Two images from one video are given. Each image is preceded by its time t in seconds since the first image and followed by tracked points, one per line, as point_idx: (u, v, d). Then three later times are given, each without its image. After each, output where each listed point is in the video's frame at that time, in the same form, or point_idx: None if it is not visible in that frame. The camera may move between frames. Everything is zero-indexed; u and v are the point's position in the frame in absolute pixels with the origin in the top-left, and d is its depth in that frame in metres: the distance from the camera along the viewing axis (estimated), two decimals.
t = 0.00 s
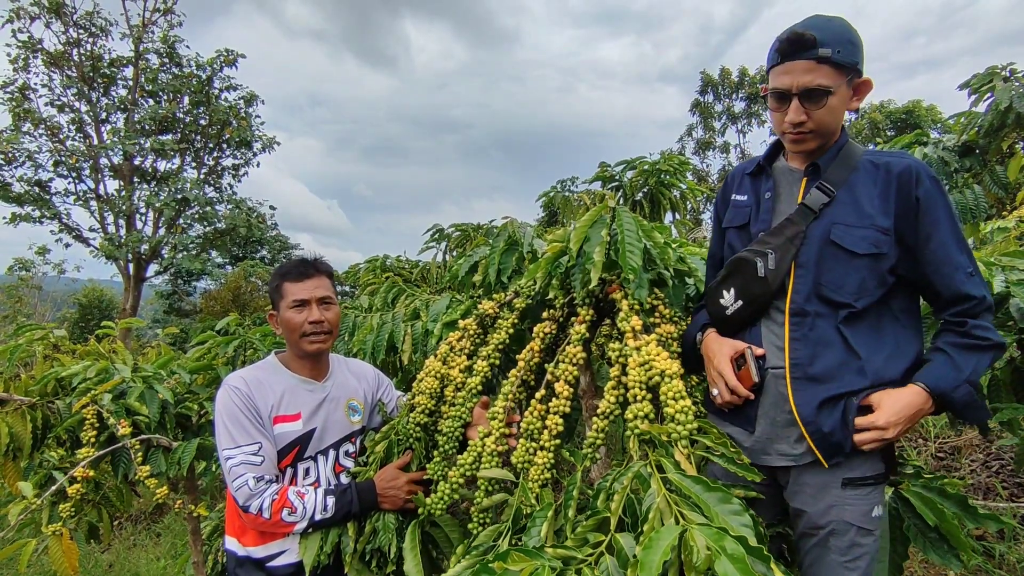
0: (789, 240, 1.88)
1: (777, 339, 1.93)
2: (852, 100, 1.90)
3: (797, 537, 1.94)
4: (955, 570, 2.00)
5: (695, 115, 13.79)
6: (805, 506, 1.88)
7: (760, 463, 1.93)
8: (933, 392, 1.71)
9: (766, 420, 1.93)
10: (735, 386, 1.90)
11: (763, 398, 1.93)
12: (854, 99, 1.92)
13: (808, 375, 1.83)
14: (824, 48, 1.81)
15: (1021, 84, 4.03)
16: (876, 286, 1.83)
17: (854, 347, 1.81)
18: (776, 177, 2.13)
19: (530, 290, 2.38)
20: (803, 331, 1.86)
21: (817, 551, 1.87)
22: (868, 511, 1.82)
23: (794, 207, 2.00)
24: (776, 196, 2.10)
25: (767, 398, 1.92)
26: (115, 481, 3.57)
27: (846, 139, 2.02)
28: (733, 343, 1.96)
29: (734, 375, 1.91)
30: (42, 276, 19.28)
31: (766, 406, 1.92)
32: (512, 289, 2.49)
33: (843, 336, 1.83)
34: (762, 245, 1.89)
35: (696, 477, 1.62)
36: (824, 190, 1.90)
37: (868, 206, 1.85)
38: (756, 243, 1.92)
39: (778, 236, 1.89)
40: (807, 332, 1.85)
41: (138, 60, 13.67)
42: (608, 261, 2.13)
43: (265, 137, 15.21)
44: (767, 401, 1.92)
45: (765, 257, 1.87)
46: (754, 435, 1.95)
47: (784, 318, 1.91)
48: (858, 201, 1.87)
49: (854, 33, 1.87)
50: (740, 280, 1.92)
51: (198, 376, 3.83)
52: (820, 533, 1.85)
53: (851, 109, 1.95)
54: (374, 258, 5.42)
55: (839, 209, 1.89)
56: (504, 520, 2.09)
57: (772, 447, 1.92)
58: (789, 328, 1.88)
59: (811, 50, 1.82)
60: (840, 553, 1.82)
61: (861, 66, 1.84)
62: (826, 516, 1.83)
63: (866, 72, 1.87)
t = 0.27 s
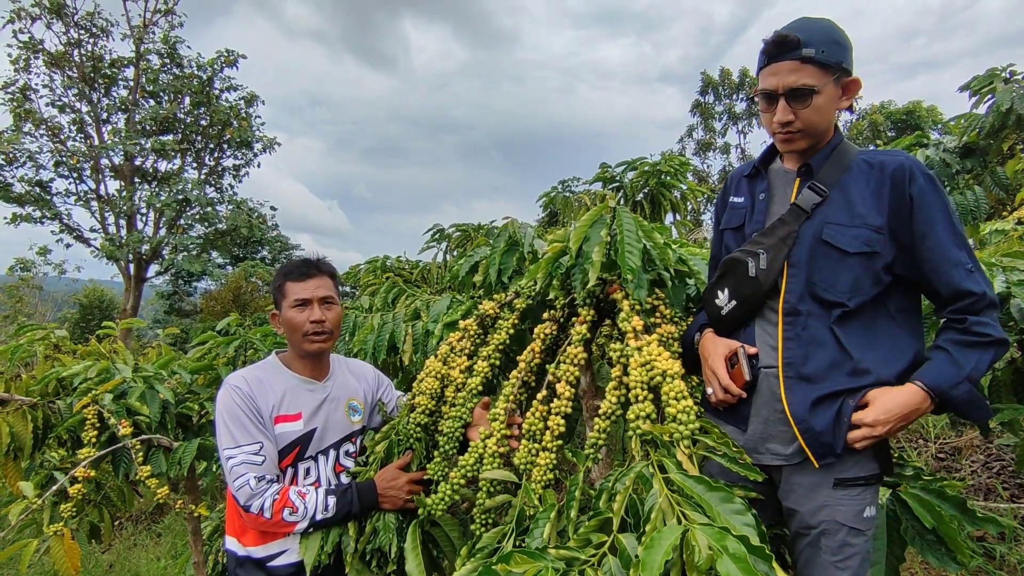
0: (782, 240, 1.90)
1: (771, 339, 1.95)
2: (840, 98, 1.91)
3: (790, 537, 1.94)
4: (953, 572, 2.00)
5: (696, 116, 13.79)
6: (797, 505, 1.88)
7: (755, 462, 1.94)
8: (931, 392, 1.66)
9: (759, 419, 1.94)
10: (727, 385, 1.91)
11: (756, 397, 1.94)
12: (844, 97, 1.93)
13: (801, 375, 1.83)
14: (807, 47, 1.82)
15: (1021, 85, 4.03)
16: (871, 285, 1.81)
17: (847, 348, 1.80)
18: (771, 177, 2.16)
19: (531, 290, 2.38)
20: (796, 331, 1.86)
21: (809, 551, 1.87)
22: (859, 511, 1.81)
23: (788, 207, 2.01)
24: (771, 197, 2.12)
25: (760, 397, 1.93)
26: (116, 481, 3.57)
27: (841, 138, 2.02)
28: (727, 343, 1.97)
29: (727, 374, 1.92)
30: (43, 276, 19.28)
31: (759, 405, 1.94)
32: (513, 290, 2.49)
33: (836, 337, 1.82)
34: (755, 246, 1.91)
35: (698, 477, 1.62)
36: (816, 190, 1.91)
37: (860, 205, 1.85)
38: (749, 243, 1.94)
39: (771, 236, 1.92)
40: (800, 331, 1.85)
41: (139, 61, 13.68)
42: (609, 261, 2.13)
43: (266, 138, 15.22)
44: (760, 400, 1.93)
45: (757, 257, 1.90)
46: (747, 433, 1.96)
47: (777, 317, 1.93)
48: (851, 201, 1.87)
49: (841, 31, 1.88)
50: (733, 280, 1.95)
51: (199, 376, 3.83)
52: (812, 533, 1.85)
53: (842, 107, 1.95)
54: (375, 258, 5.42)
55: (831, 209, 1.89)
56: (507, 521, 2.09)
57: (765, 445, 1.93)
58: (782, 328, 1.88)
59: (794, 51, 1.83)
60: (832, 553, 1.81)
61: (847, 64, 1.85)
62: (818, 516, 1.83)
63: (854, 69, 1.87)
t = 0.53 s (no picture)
0: (778, 240, 1.90)
1: (768, 339, 1.94)
2: (828, 96, 1.92)
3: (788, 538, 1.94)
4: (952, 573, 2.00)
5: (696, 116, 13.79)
6: (795, 506, 1.87)
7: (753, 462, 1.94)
8: (898, 386, 1.69)
9: (756, 419, 1.94)
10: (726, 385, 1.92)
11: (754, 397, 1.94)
12: (833, 96, 1.93)
13: (797, 375, 1.84)
14: (788, 49, 1.86)
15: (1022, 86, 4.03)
16: (869, 282, 1.81)
17: (843, 347, 1.80)
18: (768, 178, 2.16)
19: (530, 291, 2.38)
20: (795, 330, 1.86)
21: (807, 552, 1.86)
22: (857, 513, 1.82)
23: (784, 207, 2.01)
24: (768, 197, 2.13)
25: (757, 397, 1.93)
26: (116, 482, 3.57)
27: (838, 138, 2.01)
28: (726, 343, 1.97)
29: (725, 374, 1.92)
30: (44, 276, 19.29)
31: (756, 406, 1.93)
32: (512, 290, 2.49)
33: (832, 336, 1.82)
34: (751, 245, 1.91)
35: (695, 479, 1.62)
36: (811, 189, 1.91)
37: (855, 202, 1.85)
38: (745, 243, 1.94)
39: (767, 236, 1.92)
40: (798, 330, 1.86)
41: (140, 62, 13.69)
42: (608, 262, 2.13)
43: (266, 138, 15.23)
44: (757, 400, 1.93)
45: (753, 257, 1.90)
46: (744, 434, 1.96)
47: (774, 317, 1.93)
48: (846, 198, 1.87)
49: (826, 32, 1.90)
50: (731, 281, 1.95)
51: (199, 377, 3.83)
52: (810, 534, 1.85)
53: (833, 106, 1.96)
54: (375, 259, 5.42)
55: (827, 207, 1.89)
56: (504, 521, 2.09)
57: (762, 445, 1.93)
58: (780, 327, 1.89)
59: (775, 53, 1.88)
60: (830, 554, 1.81)
61: (832, 62, 1.87)
62: (816, 517, 1.83)
63: (841, 68, 1.89)
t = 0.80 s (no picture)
0: (777, 238, 1.90)
1: (768, 338, 1.94)
2: (821, 95, 1.92)
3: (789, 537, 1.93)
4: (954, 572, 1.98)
5: (697, 117, 13.79)
6: (795, 507, 1.87)
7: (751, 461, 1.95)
8: (872, 402, 1.70)
9: (755, 419, 1.93)
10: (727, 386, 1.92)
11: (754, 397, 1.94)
12: (827, 95, 1.93)
13: (791, 372, 1.84)
14: (778, 50, 1.87)
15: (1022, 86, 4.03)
16: (867, 277, 1.79)
17: (838, 349, 1.80)
18: (769, 179, 2.16)
19: (530, 291, 2.37)
20: (791, 329, 1.86)
21: (808, 552, 1.87)
22: (857, 513, 1.81)
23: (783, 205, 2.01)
24: (768, 197, 2.13)
25: (757, 397, 1.92)
26: (116, 482, 3.57)
27: (837, 137, 2.00)
28: (728, 343, 1.97)
29: (726, 376, 1.92)
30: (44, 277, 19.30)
31: (756, 405, 1.93)
32: (512, 290, 2.49)
33: (830, 334, 1.82)
34: (750, 244, 1.91)
35: (693, 478, 1.62)
36: (810, 188, 1.91)
37: (852, 199, 1.84)
38: (744, 242, 1.94)
39: (765, 235, 1.92)
40: (794, 329, 1.86)
41: (140, 62, 13.70)
42: (608, 261, 2.13)
43: (267, 139, 15.24)
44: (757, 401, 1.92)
45: (752, 256, 1.90)
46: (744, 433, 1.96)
47: (774, 317, 1.93)
48: (843, 196, 1.86)
49: (820, 32, 1.90)
50: (731, 280, 1.95)
51: (198, 377, 3.83)
52: (811, 534, 1.84)
53: (828, 105, 1.95)
54: (375, 259, 5.42)
55: (824, 206, 1.89)
56: (502, 520, 2.08)
57: (761, 445, 1.93)
58: (777, 325, 1.89)
59: (764, 55, 1.90)
60: (830, 555, 1.81)
61: (824, 61, 1.87)
62: (816, 518, 1.82)
63: (834, 67, 1.88)
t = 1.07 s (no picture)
0: (779, 238, 1.91)
1: (770, 339, 1.94)
2: (822, 96, 1.91)
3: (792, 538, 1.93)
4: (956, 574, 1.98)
5: (698, 117, 13.78)
6: (799, 508, 1.86)
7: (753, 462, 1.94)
8: (867, 408, 1.71)
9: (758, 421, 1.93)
10: (733, 388, 1.91)
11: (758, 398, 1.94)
12: (828, 95, 1.93)
13: (791, 372, 1.85)
14: (778, 51, 1.88)
15: None
16: (870, 277, 1.79)
17: (839, 350, 1.80)
18: (772, 179, 2.16)
19: (531, 292, 2.37)
20: (793, 329, 1.86)
21: (811, 553, 1.86)
22: (861, 514, 1.81)
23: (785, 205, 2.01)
24: (771, 198, 2.13)
25: (760, 398, 1.92)
26: (117, 483, 3.57)
27: (840, 137, 2.00)
28: (731, 343, 1.97)
29: (731, 376, 1.92)
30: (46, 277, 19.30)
31: (759, 407, 1.92)
32: (513, 291, 2.49)
33: (832, 333, 1.82)
34: (753, 244, 1.92)
35: (695, 478, 1.62)
36: (812, 189, 1.91)
37: (855, 199, 1.84)
38: (748, 243, 1.96)
39: (768, 235, 1.93)
40: (796, 328, 1.85)
41: (142, 63, 13.72)
42: (609, 262, 2.13)
43: (268, 140, 15.25)
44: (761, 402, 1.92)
45: (755, 255, 1.91)
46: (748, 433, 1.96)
47: (776, 317, 1.93)
48: (846, 196, 1.86)
49: (821, 33, 1.90)
50: (733, 280, 1.96)
51: (200, 377, 3.83)
52: (814, 535, 1.84)
53: (830, 106, 1.95)
54: (376, 259, 5.42)
55: (826, 206, 1.89)
56: (504, 521, 2.08)
57: (764, 446, 1.92)
58: (779, 324, 1.88)
59: (765, 57, 1.91)
60: (834, 556, 1.81)
61: (824, 62, 1.86)
62: (820, 519, 1.82)
63: (835, 67, 1.88)
